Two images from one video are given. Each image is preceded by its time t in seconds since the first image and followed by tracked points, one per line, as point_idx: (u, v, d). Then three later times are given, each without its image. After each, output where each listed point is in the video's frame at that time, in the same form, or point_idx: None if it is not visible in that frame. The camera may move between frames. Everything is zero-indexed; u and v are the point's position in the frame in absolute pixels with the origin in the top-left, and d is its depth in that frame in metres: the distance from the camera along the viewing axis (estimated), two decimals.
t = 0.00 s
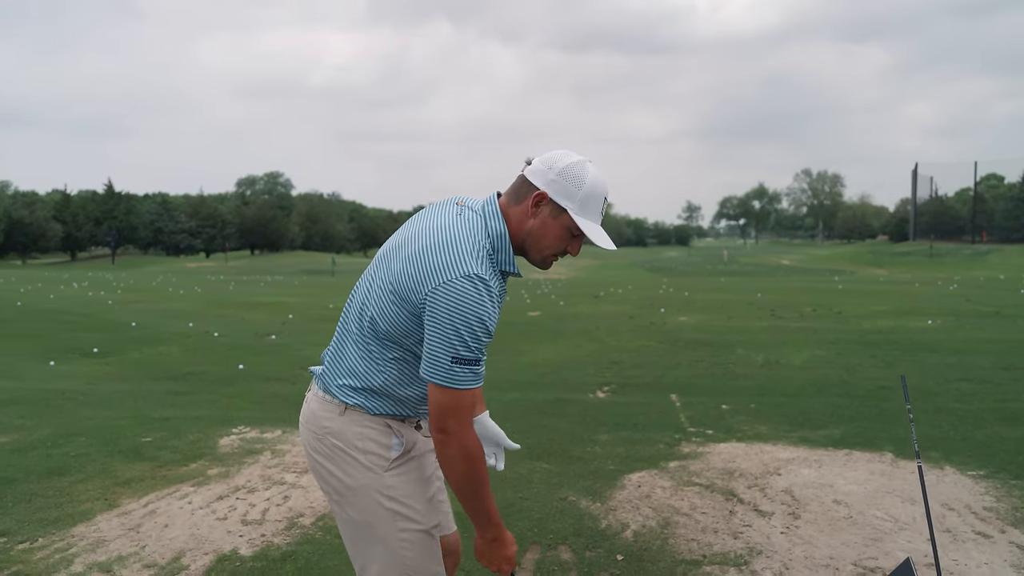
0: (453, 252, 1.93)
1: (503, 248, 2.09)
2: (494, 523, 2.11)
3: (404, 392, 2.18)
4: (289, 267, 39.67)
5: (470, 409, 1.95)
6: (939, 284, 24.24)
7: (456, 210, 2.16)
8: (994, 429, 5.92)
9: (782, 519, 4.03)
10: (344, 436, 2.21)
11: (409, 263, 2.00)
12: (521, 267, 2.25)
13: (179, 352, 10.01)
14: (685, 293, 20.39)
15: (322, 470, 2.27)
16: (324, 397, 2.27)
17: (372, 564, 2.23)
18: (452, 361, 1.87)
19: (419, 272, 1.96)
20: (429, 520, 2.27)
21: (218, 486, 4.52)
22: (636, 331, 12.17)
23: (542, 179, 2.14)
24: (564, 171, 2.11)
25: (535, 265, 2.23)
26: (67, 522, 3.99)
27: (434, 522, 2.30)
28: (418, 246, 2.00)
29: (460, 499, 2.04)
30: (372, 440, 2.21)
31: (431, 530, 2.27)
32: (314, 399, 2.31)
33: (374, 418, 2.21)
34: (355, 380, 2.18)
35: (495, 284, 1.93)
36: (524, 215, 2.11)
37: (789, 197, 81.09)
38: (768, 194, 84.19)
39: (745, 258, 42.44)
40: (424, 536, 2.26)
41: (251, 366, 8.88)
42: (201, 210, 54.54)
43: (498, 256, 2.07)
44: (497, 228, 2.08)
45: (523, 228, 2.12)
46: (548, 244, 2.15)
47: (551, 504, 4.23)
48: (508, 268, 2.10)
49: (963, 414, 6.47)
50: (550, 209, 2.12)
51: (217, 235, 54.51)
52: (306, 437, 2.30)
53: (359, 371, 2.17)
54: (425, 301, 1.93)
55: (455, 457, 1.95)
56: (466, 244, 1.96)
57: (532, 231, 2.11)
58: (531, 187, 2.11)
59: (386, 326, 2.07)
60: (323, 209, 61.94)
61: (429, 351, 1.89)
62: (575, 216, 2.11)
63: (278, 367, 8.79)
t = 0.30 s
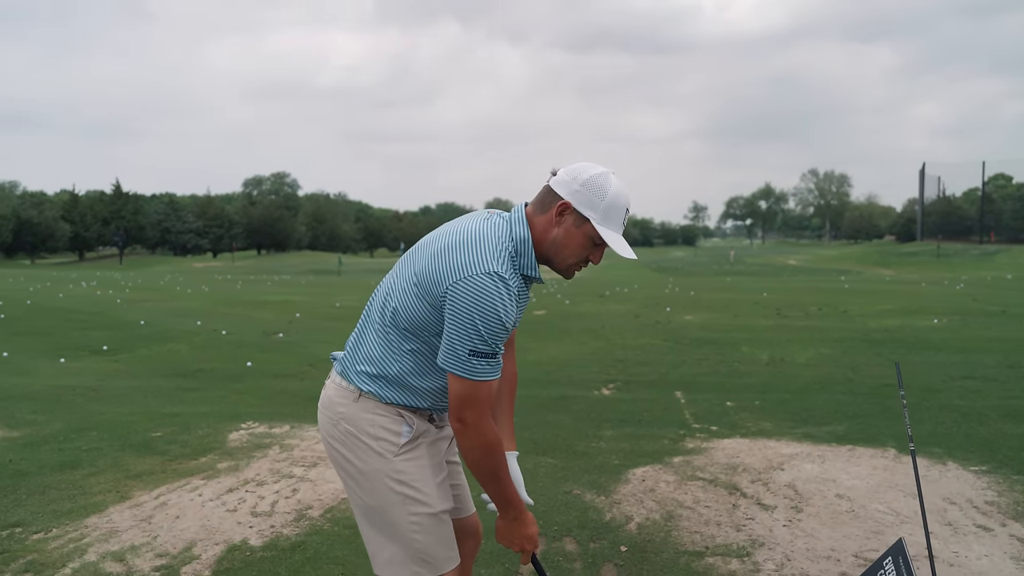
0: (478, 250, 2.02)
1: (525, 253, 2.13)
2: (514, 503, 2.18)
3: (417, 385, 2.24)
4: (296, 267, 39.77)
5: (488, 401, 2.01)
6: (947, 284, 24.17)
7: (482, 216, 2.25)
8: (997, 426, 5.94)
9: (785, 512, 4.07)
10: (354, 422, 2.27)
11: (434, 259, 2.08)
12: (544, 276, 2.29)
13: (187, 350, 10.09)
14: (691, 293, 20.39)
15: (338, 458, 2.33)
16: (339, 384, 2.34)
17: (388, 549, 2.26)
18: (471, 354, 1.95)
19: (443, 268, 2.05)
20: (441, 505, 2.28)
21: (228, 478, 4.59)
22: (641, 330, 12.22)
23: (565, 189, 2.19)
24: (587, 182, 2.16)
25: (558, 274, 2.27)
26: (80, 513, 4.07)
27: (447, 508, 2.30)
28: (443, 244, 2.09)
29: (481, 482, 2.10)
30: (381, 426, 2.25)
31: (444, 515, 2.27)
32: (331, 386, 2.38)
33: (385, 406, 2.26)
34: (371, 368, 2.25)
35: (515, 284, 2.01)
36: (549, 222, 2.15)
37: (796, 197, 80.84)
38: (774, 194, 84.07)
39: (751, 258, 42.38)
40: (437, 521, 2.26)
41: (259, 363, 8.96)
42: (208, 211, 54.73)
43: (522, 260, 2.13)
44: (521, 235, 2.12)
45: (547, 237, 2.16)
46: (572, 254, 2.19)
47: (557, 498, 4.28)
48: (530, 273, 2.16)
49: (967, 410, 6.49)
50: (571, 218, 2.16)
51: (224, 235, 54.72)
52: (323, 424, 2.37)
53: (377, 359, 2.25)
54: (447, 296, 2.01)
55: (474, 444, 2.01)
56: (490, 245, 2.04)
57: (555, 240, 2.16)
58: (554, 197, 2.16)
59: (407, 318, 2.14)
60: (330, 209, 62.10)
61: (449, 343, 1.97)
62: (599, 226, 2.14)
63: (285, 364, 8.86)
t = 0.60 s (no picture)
0: (504, 263, 2.15)
1: (544, 270, 2.22)
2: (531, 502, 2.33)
3: (435, 377, 2.37)
4: (301, 267, 39.94)
5: (514, 403, 2.15)
6: (952, 283, 24.20)
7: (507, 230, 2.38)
8: (992, 421, 6.05)
9: (780, 503, 4.18)
10: (365, 401, 2.40)
11: (461, 266, 2.21)
12: (557, 293, 2.39)
13: (196, 347, 10.25)
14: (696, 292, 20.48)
15: (357, 437, 2.46)
16: (358, 372, 2.46)
17: (415, 514, 2.39)
18: (496, 357, 2.09)
19: (470, 276, 2.18)
20: (455, 466, 2.40)
21: (239, 470, 4.73)
22: (645, 329, 12.33)
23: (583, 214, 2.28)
24: (604, 207, 2.27)
25: (570, 292, 2.36)
26: (98, 501, 4.22)
27: (462, 468, 2.43)
28: (471, 254, 2.22)
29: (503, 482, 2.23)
30: (391, 401, 2.38)
31: (459, 474, 2.40)
32: (348, 374, 2.51)
33: (398, 387, 2.37)
34: (392, 360, 2.38)
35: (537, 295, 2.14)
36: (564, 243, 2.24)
37: (802, 197, 80.73)
38: (780, 194, 84.03)
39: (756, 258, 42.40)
40: (454, 481, 2.39)
41: (267, 360, 9.11)
42: (215, 211, 54.97)
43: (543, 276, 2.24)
44: (542, 252, 2.23)
45: (562, 257, 2.25)
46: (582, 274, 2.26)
47: (559, 488, 4.41)
48: (551, 290, 2.28)
49: (964, 406, 6.60)
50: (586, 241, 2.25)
51: (230, 235, 54.95)
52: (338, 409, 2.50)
53: (399, 353, 2.37)
54: (473, 302, 2.14)
55: (502, 443, 2.16)
56: (515, 258, 2.17)
57: (571, 260, 2.25)
58: (572, 219, 2.26)
59: (430, 318, 2.27)
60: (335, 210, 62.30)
61: (477, 346, 2.11)
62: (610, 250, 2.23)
63: (293, 361, 9.01)
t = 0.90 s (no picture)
0: (514, 257, 2.30)
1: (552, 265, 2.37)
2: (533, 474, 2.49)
3: (448, 367, 2.51)
4: (307, 267, 40.16)
5: (519, 388, 2.29)
6: (956, 283, 24.26)
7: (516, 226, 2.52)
8: (986, 415, 6.18)
9: (775, 491, 4.32)
10: (383, 393, 2.55)
11: (474, 261, 2.36)
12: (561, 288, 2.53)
13: (206, 344, 10.43)
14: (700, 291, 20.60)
15: (371, 425, 2.61)
16: (374, 361, 2.61)
17: (419, 504, 2.55)
18: (506, 346, 2.23)
19: (483, 270, 2.32)
20: (464, 463, 2.56)
21: (252, 459, 4.89)
22: (648, 327, 12.46)
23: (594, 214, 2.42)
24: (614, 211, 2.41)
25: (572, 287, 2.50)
26: (117, 489, 4.38)
27: (470, 465, 2.59)
28: (483, 248, 2.37)
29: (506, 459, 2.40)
30: (407, 396, 2.52)
31: (467, 470, 2.56)
32: (365, 362, 2.65)
33: (413, 380, 2.52)
34: (406, 349, 2.52)
35: (545, 289, 2.28)
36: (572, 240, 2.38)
37: (808, 197, 80.64)
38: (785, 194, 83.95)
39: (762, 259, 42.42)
40: (461, 477, 2.55)
41: (276, 357, 9.28)
42: (221, 211, 55.21)
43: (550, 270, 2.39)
44: (549, 248, 2.37)
45: (569, 252, 2.39)
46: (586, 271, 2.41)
47: (562, 477, 4.56)
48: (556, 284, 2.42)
49: (960, 401, 6.73)
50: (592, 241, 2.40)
51: (236, 235, 55.24)
52: (355, 397, 2.64)
53: (413, 342, 2.52)
54: (484, 294, 2.28)
55: (504, 424, 2.31)
56: (524, 253, 2.32)
57: (576, 257, 2.39)
58: (582, 217, 2.40)
59: (444, 309, 2.41)
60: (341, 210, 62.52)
61: (487, 334, 2.25)
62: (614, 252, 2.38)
63: (301, 358, 9.17)
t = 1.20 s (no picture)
0: (520, 246, 2.41)
1: (557, 253, 2.49)
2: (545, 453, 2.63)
3: (459, 356, 2.62)
4: (314, 267, 40.35)
5: (528, 371, 2.41)
6: (961, 282, 24.27)
7: (521, 218, 2.63)
8: (986, 412, 6.26)
9: (776, 484, 4.42)
10: (401, 384, 2.65)
11: (482, 253, 2.47)
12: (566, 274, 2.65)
13: (216, 343, 10.58)
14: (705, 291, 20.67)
15: (389, 416, 2.71)
16: (390, 354, 2.72)
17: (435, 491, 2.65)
18: (514, 331, 2.34)
19: (490, 260, 2.43)
20: (478, 451, 2.67)
21: (266, 453, 5.01)
22: (653, 326, 12.55)
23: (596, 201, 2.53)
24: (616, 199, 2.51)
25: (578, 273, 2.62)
26: (135, 481, 4.51)
27: (484, 453, 2.70)
28: (490, 240, 2.48)
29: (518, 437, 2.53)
30: (424, 387, 2.63)
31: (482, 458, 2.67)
32: (381, 355, 2.76)
33: (429, 371, 2.63)
34: (421, 341, 2.63)
35: (551, 276, 2.39)
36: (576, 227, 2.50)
37: (813, 197, 80.54)
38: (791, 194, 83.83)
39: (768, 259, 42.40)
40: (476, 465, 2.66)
41: (285, 355, 9.41)
42: (227, 211, 55.47)
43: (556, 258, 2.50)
44: (554, 236, 2.48)
45: (573, 239, 2.50)
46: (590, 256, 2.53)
47: (568, 470, 4.67)
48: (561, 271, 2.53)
49: (961, 399, 6.80)
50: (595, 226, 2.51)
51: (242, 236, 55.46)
52: (373, 388, 2.75)
53: (427, 335, 2.63)
54: (493, 283, 2.39)
55: (515, 405, 2.43)
56: (529, 242, 2.43)
57: (580, 243, 2.51)
58: (585, 205, 2.52)
59: (455, 300, 2.53)
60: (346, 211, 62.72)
61: (496, 321, 2.36)
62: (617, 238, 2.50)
63: (310, 356, 9.29)
